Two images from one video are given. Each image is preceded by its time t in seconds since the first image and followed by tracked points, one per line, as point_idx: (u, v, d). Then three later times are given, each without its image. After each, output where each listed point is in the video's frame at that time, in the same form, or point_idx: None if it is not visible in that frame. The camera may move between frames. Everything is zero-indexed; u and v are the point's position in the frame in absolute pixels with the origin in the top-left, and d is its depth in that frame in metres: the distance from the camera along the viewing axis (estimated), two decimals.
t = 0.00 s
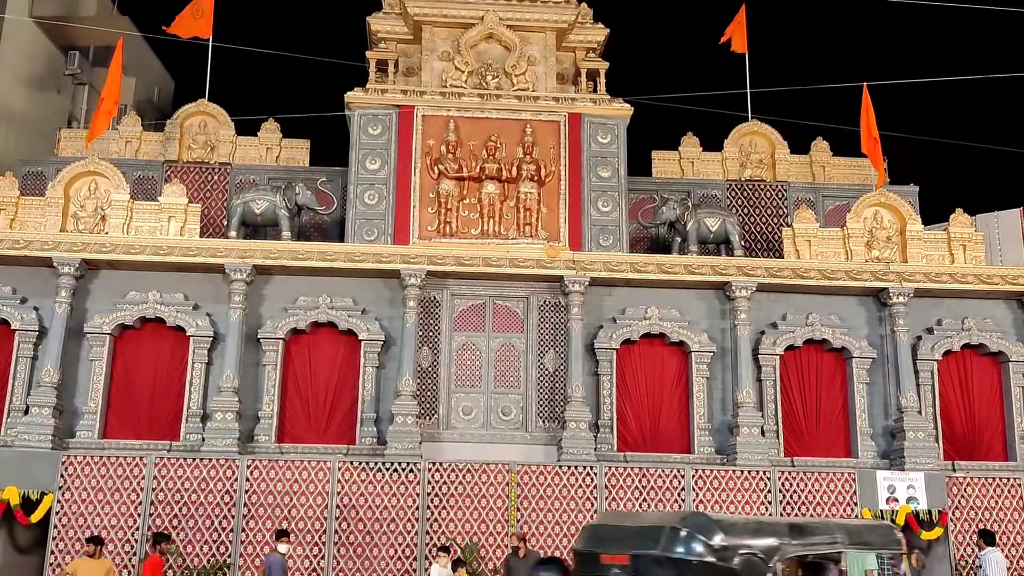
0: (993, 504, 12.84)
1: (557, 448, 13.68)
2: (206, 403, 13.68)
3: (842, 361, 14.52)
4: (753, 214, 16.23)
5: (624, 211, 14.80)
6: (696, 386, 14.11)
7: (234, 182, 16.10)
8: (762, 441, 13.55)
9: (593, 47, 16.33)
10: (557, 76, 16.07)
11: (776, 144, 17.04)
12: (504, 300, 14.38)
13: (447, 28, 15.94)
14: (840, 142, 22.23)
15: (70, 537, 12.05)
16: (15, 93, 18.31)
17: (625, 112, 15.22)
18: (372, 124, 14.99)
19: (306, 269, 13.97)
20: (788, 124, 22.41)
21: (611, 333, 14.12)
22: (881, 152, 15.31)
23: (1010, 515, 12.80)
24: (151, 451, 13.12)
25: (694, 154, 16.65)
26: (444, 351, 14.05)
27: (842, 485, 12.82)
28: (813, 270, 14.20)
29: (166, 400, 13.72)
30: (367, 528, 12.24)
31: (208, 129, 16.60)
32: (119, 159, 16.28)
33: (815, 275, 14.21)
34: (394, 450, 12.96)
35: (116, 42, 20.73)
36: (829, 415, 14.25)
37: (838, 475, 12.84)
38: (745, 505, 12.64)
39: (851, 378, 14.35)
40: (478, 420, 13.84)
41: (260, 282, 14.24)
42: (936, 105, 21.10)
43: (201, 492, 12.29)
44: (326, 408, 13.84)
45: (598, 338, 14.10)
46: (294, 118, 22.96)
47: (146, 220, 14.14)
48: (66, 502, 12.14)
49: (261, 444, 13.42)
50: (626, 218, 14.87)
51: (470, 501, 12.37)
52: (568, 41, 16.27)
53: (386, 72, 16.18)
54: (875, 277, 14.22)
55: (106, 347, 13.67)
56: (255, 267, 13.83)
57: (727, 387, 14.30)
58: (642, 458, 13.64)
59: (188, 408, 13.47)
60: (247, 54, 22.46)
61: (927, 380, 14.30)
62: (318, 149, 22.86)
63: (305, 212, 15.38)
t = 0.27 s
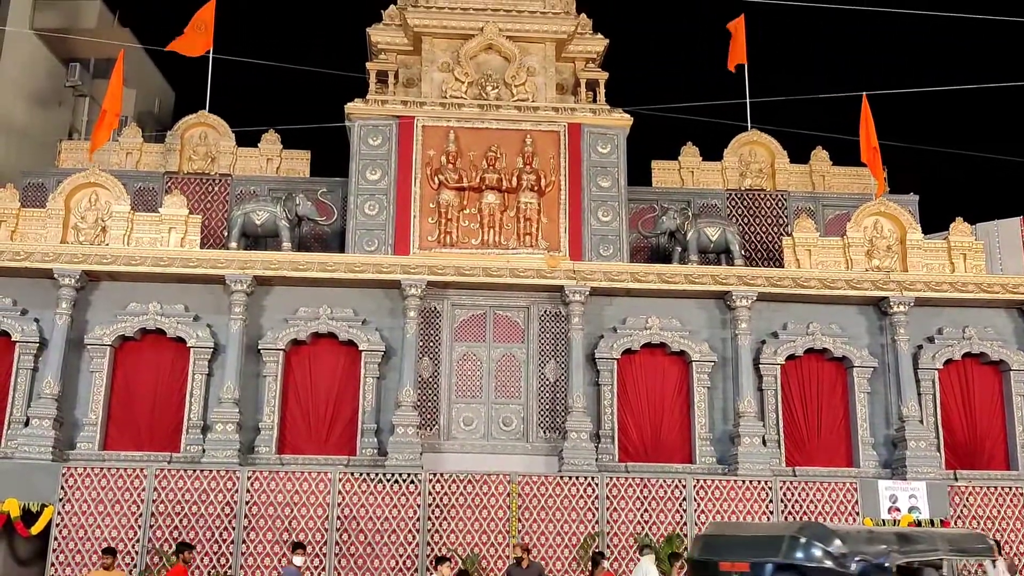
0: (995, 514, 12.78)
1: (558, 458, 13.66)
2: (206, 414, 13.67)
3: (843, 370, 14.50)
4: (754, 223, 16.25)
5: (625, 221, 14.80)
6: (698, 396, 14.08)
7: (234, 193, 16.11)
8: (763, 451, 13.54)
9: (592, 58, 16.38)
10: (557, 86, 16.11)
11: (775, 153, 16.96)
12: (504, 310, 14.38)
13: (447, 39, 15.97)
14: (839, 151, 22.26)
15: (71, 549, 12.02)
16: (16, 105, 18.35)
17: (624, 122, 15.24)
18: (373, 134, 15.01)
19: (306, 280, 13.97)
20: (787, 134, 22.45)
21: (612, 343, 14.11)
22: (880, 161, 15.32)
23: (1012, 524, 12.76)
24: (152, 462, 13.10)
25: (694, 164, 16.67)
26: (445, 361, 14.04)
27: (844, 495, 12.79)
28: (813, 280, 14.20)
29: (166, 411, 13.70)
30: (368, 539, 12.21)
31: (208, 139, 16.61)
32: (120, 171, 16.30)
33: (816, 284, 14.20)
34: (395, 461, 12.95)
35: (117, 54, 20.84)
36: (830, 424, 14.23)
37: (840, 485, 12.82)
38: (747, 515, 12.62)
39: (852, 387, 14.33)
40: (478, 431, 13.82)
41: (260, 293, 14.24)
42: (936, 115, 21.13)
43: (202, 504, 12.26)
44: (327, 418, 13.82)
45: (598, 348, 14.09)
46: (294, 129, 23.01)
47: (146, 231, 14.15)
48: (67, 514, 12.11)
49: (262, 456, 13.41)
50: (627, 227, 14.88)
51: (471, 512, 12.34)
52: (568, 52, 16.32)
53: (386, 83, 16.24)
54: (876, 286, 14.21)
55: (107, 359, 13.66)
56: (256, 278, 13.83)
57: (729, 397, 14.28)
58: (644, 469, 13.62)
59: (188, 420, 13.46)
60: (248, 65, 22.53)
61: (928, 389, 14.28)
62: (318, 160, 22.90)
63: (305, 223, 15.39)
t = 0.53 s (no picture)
0: (998, 522, 12.74)
1: (560, 467, 13.64)
2: (207, 423, 13.67)
3: (844, 378, 14.49)
4: (755, 231, 16.25)
5: (625, 229, 14.80)
6: (699, 404, 14.07)
7: (235, 202, 16.14)
8: (765, 459, 13.51)
9: (593, 66, 16.42)
10: (557, 95, 16.14)
11: (776, 161, 16.92)
12: (505, 319, 14.38)
13: (447, 48, 16.01)
14: (840, 159, 22.28)
15: (71, 559, 12.00)
16: (18, 115, 18.40)
17: (625, 130, 15.27)
18: (373, 143, 15.03)
19: (307, 288, 13.97)
20: (788, 142, 22.49)
21: (613, 351, 14.11)
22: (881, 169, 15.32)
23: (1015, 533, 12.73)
24: (153, 472, 13.08)
25: (695, 172, 16.67)
26: (446, 370, 14.03)
27: (846, 503, 12.75)
28: (814, 288, 14.19)
29: (167, 420, 13.69)
30: (369, 548, 12.18)
31: (209, 149, 16.60)
32: (121, 180, 16.32)
33: (817, 292, 14.20)
34: (396, 470, 12.93)
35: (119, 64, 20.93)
36: (832, 432, 14.21)
37: (842, 493, 12.78)
38: (749, 524, 12.59)
39: (854, 395, 14.32)
40: (479, 439, 13.81)
41: (261, 302, 14.25)
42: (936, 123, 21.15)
43: (203, 513, 12.24)
44: (329, 427, 13.81)
45: (599, 356, 14.08)
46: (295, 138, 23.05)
47: (147, 240, 14.15)
48: (68, 523, 12.09)
49: (263, 465, 13.40)
50: (627, 236, 14.88)
51: (472, 521, 12.31)
52: (568, 61, 16.36)
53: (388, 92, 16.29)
54: (877, 294, 14.20)
55: (108, 368, 13.65)
56: (257, 286, 13.83)
57: (730, 405, 14.26)
58: (645, 477, 13.59)
59: (189, 429, 13.45)
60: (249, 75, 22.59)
61: (930, 397, 14.25)
62: (319, 169, 22.92)
63: (306, 232, 15.39)
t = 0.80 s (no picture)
0: (1001, 532, 12.78)
1: (561, 477, 13.61)
2: (209, 434, 13.65)
3: (846, 388, 14.47)
4: (756, 240, 16.25)
5: (627, 238, 14.80)
6: (701, 414, 14.05)
7: (237, 213, 16.07)
8: (767, 469, 13.49)
9: (593, 76, 16.46)
10: (558, 105, 16.17)
11: (777, 170, 17.09)
12: (507, 329, 14.37)
13: (448, 59, 16.05)
14: (841, 168, 22.30)
15: (72, 570, 11.97)
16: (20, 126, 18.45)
17: (626, 140, 15.29)
18: (375, 153, 15.05)
19: (308, 299, 13.97)
20: (788, 151, 22.51)
21: (614, 361, 14.10)
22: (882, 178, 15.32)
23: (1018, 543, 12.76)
24: (154, 483, 13.06)
25: (696, 182, 16.69)
26: (447, 380, 14.01)
27: (849, 513, 12.70)
28: (816, 297, 14.18)
29: (168, 431, 13.68)
30: (371, 559, 12.14)
31: (211, 159, 16.79)
32: (123, 191, 16.34)
33: (818, 301, 14.19)
34: (397, 481, 12.91)
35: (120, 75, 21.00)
36: (834, 442, 14.18)
37: (845, 503, 12.73)
38: (751, 534, 12.55)
39: (856, 405, 14.29)
40: (481, 450, 13.78)
41: (262, 312, 14.24)
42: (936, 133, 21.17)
43: (204, 524, 12.20)
44: (330, 438, 13.79)
45: (601, 366, 14.06)
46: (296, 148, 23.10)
47: (149, 251, 14.16)
48: (68, 535, 12.06)
49: (264, 475, 13.38)
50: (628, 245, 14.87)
51: (474, 531, 12.28)
52: (568, 71, 16.39)
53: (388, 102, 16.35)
54: (879, 303, 14.19)
55: (109, 379, 13.64)
56: (258, 297, 13.83)
57: (732, 415, 14.23)
58: (647, 488, 13.56)
59: (190, 440, 13.44)
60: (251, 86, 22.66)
61: (933, 407, 14.22)
62: (320, 180, 22.94)
63: (308, 242, 15.40)
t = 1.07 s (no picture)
0: (1004, 540, 12.71)
1: (563, 486, 13.57)
2: (210, 443, 13.63)
3: (848, 396, 14.44)
4: (757, 249, 16.25)
5: (628, 247, 14.80)
6: (703, 422, 14.02)
7: (238, 222, 16.09)
8: (769, 477, 13.46)
9: (594, 85, 16.50)
10: (559, 113, 16.21)
11: (778, 178, 17.04)
12: (508, 337, 14.36)
13: (449, 68, 16.07)
14: (841, 176, 22.32)
15: None
16: (22, 136, 18.48)
17: (627, 148, 15.31)
18: (376, 162, 15.07)
19: (309, 308, 13.97)
20: (789, 159, 22.53)
21: (616, 369, 14.07)
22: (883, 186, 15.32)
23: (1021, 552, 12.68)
24: (155, 492, 13.04)
25: (697, 191, 16.71)
26: (449, 389, 14.01)
27: (852, 522, 12.64)
28: (817, 305, 14.17)
29: (169, 440, 13.66)
30: (372, 568, 12.11)
31: (212, 168, 16.74)
32: (124, 201, 16.36)
33: (820, 309, 14.17)
34: (399, 490, 12.89)
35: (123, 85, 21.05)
36: (836, 451, 14.16)
37: (848, 512, 12.66)
38: (753, 543, 12.51)
39: (858, 413, 14.26)
40: (482, 459, 13.76)
41: (263, 321, 14.24)
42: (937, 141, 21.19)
43: (205, 534, 12.16)
44: (331, 447, 13.77)
45: (602, 375, 14.04)
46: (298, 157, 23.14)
47: (150, 260, 14.17)
48: (69, 544, 12.03)
49: (265, 484, 13.36)
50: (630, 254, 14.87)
51: (476, 541, 12.24)
52: (569, 80, 16.42)
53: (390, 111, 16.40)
54: (880, 311, 14.18)
55: (110, 388, 13.63)
56: (259, 306, 13.82)
57: (734, 423, 14.21)
58: (649, 497, 13.53)
59: (191, 449, 13.42)
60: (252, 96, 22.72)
61: (935, 415, 14.19)
62: (321, 189, 22.97)
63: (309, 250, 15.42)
